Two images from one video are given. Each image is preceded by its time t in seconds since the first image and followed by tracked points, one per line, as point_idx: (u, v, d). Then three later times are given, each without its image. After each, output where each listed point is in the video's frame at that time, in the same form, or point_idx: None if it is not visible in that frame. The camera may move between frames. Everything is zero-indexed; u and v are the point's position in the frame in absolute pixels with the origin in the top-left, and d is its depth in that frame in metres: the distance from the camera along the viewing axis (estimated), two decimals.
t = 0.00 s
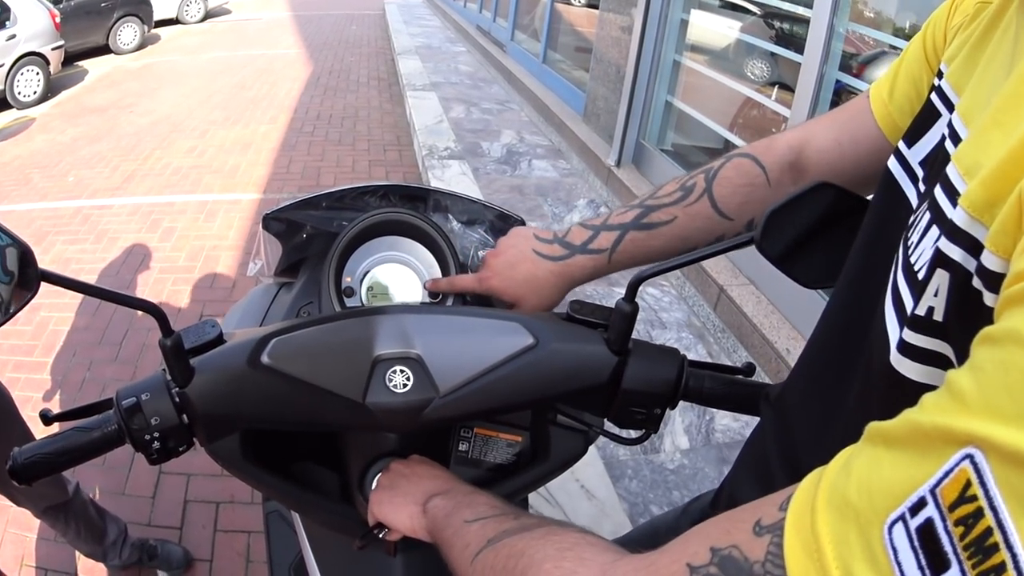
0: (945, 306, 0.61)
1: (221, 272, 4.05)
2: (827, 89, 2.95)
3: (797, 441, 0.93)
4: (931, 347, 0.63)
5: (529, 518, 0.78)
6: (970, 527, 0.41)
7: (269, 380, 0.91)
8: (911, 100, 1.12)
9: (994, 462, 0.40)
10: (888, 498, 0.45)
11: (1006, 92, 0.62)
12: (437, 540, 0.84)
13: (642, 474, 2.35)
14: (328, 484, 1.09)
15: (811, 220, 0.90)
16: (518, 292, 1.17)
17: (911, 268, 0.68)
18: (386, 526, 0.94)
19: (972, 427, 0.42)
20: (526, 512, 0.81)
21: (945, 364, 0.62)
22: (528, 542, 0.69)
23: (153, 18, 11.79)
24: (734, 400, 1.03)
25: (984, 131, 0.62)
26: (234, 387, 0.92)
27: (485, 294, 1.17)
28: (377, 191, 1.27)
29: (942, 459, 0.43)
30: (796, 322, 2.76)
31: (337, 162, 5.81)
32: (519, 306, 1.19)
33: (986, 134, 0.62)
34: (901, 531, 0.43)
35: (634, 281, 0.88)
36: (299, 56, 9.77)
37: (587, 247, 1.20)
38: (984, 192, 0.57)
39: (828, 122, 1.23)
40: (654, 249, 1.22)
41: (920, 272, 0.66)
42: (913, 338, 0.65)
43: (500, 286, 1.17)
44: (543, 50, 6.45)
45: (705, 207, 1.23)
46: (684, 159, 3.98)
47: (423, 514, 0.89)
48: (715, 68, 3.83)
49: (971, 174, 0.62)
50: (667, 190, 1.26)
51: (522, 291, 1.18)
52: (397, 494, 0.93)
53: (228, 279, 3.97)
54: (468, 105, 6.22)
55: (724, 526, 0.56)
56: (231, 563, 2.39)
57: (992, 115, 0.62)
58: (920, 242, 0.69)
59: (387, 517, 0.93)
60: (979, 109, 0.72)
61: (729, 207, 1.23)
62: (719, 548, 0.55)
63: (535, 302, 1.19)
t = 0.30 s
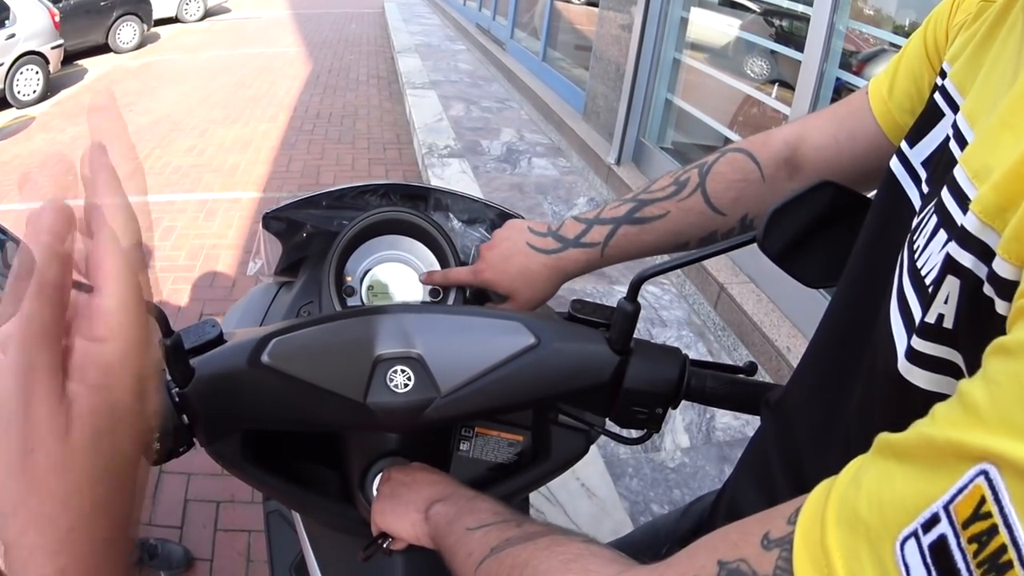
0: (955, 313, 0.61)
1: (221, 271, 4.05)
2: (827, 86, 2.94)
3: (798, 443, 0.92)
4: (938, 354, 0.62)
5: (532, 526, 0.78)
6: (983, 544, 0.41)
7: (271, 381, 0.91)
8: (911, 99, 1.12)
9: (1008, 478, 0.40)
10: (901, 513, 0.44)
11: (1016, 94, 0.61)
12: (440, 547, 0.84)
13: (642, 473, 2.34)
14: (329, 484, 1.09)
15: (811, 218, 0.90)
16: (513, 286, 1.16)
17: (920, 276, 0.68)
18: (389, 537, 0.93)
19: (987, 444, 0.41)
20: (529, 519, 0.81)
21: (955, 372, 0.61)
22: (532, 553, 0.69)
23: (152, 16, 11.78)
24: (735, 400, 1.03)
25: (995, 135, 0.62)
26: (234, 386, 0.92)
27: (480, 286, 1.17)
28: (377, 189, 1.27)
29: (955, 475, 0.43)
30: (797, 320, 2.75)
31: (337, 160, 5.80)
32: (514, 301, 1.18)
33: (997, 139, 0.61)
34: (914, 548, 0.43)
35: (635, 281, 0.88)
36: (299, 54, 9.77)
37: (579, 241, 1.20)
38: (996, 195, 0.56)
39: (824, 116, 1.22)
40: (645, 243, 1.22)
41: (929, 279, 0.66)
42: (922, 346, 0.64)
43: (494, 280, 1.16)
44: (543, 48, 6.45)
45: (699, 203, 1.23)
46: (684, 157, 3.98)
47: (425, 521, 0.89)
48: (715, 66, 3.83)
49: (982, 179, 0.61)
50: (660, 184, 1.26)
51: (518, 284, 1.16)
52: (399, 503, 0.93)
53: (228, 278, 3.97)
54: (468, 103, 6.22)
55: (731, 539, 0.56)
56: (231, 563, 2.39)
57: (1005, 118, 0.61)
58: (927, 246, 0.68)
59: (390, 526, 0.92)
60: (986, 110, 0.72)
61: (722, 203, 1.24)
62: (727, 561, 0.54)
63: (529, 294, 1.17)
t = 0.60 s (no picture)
0: (952, 317, 0.61)
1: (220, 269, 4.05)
2: (826, 85, 2.95)
3: (793, 443, 0.93)
4: (935, 358, 0.63)
5: (530, 527, 0.78)
6: (977, 548, 0.41)
7: (272, 381, 0.92)
8: (909, 100, 1.12)
9: (1002, 482, 0.40)
10: (896, 518, 0.45)
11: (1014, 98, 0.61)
12: (439, 548, 0.85)
13: (642, 471, 2.35)
14: (328, 482, 1.09)
15: (810, 219, 0.90)
16: (512, 289, 1.16)
17: (916, 280, 0.69)
18: (392, 543, 0.94)
19: (981, 446, 0.42)
20: (527, 520, 0.81)
21: (951, 376, 0.62)
22: (529, 555, 0.70)
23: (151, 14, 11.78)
24: (733, 399, 1.03)
25: (991, 138, 0.62)
26: (235, 385, 0.92)
27: (480, 291, 1.16)
28: (377, 189, 1.27)
29: (950, 479, 0.43)
30: (795, 319, 2.76)
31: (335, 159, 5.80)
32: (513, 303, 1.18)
33: (993, 142, 0.62)
34: (908, 552, 0.44)
35: (633, 280, 0.88)
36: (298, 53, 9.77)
37: (577, 245, 1.21)
38: (992, 200, 0.56)
39: (823, 120, 1.23)
40: (643, 246, 1.22)
41: (925, 283, 0.67)
42: (919, 350, 0.65)
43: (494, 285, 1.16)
44: (542, 47, 6.45)
45: (695, 206, 1.24)
46: (683, 156, 3.98)
47: (425, 524, 0.90)
48: (714, 65, 3.83)
49: (979, 183, 0.62)
50: (658, 188, 1.27)
51: (517, 286, 1.16)
52: (399, 509, 0.93)
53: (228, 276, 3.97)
54: (467, 101, 6.22)
55: (728, 541, 0.56)
56: (232, 561, 2.40)
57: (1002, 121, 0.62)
58: (924, 250, 0.69)
59: (391, 533, 0.93)
60: (983, 114, 0.72)
61: (719, 206, 1.24)
62: (724, 563, 0.55)
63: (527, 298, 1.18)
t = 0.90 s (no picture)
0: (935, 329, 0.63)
1: (221, 270, 4.07)
2: (824, 84, 2.96)
3: (785, 445, 0.94)
4: (919, 370, 0.65)
5: (524, 526, 0.79)
6: (944, 556, 0.43)
7: (269, 386, 0.93)
8: (902, 105, 1.13)
9: (969, 493, 0.42)
10: (869, 523, 0.46)
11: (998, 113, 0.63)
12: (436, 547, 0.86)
13: (641, 471, 2.36)
14: (328, 481, 1.10)
15: (802, 224, 0.91)
16: (508, 293, 1.18)
17: (901, 289, 0.70)
18: (393, 543, 0.95)
19: (948, 457, 0.44)
20: (521, 519, 0.82)
21: (932, 386, 0.63)
22: (522, 553, 0.71)
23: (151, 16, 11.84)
24: (727, 401, 1.04)
25: (974, 152, 0.64)
26: (234, 389, 0.93)
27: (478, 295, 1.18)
28: (375, 194, 1.28)
29: (920, 488, 0.45)
30: (794, 318, 2.77)
31: (335, 160, 5.82)
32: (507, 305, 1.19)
33: (978, 154, 0.63)
34: (879, 556, 0.45)
35: (626, 285, 0.89)
36: (298, 54, 9.80)
37: (572, 250, 1.21)
38: (973, 214, 0.58)
39: (816, 126, 1.24)
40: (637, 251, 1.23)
41: (908, 294, 0.68)
42: (902, 361, 0.66)
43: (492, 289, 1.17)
44: (541, 47, 6.46)
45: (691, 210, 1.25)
46: (681, 156, 3.99)
47: (422, 523, 0.91)
48: (713, 64, 3.84)
49: (962, 196, 0.63)
50: (651, 194, 1.27)
51: (513, 290, 1.18)
52: (398, 509, 0.95)
53: (228, 278, 3.98)
54: (467, 102, 6.23)
55: (711, 543, 0.57)
56: (233, 562, 2.41)
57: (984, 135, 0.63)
58: (910, 261, 0.70)
59: (390, 532, 0.94)
60: (972, 125, 0.73)
61: (714, 211, 1.25)
62: (706, 563, 0.56)
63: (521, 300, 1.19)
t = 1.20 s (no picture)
0: (921, 338, 0.63)
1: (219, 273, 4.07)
2: (822, 85, 2.96)
3: (774, 450, 0.94)
4: (906, 380, 0.65)
5: (512, 531, 0.79)
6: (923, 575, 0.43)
7: (262, 392, 0.93)
8: (894, 108, 1.13)
9: (948, 512, 0.42)
10: (847, 538, 0.47)
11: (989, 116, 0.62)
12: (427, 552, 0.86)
13: (638, 473, 2.36)
14: (322, 486, 1.10)
15: (794, 227, 0.91)
16: (497, 300, 1.18)
17: (888, 297, 0.70)
18: (387, 548, 0.95)
19: (926, 475, 0.44)
20: (511, 523, 0.82)
21: (920, 397, 0.64)
22: (509, 559, 0.71)
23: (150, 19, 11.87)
24: (720, 405, 1.04)
25: (964, 157, 0.63)
26: (225, 395, 0.93)
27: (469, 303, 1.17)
28: (368, 199, 1.28)
29: (900, 505, 0.45)
30: (791, 320, 2.77)
31: (333, 162, 5.82)
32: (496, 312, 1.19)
33: (967, 158, 0.62)
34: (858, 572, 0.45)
35: (617, 291, 0.89)
36: (295, 56, 9.81)
37: (560, 256, 1.21)
38: (961, 221, 0.58)
39: (806, 129, 1.24)
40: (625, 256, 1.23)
41: (896, 302, 0.68)
42: (888, 371, 0.67)
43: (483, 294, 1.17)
44: (539, 48, 6.47)
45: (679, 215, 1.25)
46: (679, 157, 3.99)
47: (414, 528, 0.90)
48: (710, 65, 3.84)
49: (952, 201, 0.63)
50: (640, 199, 1.27)
51: (502, 297, 1.18)
52: (391, 514, 0.94)
53: (226, 281, 3.99)
54: (465, 104, 6.24)
55: (694, 552, 0.57)
56: (231, 564, 2.41)
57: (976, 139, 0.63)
58: (898, 269, 0.69)
59: (383, 538, 0.93)
60: (963, 128, 0.73)
61: (702, 216, 1.25)
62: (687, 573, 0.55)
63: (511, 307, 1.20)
